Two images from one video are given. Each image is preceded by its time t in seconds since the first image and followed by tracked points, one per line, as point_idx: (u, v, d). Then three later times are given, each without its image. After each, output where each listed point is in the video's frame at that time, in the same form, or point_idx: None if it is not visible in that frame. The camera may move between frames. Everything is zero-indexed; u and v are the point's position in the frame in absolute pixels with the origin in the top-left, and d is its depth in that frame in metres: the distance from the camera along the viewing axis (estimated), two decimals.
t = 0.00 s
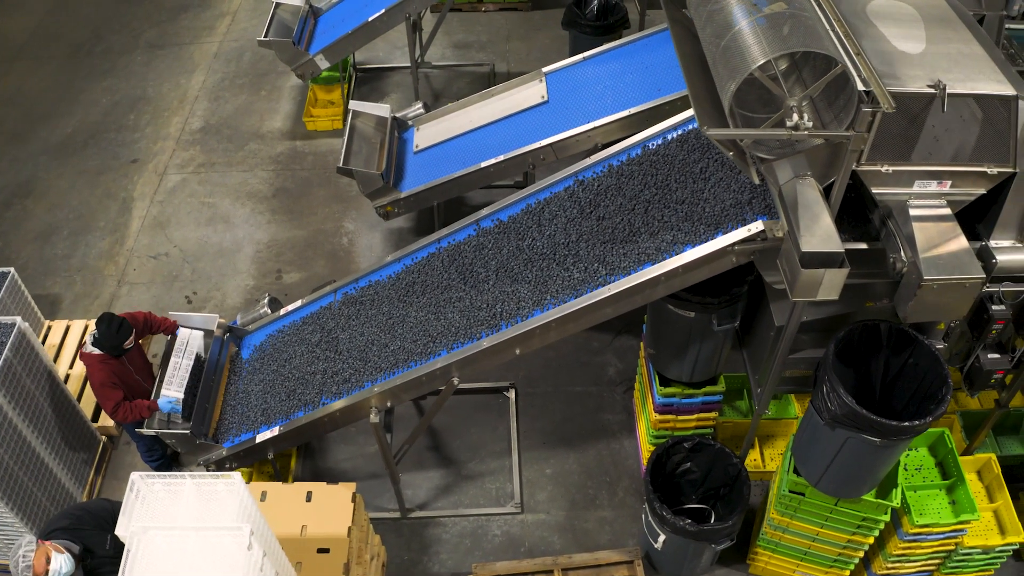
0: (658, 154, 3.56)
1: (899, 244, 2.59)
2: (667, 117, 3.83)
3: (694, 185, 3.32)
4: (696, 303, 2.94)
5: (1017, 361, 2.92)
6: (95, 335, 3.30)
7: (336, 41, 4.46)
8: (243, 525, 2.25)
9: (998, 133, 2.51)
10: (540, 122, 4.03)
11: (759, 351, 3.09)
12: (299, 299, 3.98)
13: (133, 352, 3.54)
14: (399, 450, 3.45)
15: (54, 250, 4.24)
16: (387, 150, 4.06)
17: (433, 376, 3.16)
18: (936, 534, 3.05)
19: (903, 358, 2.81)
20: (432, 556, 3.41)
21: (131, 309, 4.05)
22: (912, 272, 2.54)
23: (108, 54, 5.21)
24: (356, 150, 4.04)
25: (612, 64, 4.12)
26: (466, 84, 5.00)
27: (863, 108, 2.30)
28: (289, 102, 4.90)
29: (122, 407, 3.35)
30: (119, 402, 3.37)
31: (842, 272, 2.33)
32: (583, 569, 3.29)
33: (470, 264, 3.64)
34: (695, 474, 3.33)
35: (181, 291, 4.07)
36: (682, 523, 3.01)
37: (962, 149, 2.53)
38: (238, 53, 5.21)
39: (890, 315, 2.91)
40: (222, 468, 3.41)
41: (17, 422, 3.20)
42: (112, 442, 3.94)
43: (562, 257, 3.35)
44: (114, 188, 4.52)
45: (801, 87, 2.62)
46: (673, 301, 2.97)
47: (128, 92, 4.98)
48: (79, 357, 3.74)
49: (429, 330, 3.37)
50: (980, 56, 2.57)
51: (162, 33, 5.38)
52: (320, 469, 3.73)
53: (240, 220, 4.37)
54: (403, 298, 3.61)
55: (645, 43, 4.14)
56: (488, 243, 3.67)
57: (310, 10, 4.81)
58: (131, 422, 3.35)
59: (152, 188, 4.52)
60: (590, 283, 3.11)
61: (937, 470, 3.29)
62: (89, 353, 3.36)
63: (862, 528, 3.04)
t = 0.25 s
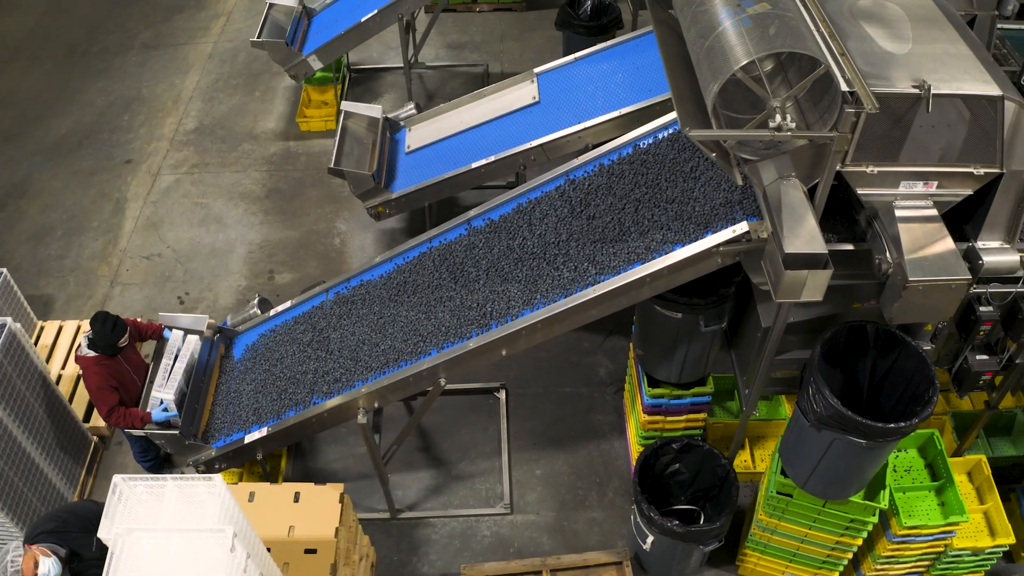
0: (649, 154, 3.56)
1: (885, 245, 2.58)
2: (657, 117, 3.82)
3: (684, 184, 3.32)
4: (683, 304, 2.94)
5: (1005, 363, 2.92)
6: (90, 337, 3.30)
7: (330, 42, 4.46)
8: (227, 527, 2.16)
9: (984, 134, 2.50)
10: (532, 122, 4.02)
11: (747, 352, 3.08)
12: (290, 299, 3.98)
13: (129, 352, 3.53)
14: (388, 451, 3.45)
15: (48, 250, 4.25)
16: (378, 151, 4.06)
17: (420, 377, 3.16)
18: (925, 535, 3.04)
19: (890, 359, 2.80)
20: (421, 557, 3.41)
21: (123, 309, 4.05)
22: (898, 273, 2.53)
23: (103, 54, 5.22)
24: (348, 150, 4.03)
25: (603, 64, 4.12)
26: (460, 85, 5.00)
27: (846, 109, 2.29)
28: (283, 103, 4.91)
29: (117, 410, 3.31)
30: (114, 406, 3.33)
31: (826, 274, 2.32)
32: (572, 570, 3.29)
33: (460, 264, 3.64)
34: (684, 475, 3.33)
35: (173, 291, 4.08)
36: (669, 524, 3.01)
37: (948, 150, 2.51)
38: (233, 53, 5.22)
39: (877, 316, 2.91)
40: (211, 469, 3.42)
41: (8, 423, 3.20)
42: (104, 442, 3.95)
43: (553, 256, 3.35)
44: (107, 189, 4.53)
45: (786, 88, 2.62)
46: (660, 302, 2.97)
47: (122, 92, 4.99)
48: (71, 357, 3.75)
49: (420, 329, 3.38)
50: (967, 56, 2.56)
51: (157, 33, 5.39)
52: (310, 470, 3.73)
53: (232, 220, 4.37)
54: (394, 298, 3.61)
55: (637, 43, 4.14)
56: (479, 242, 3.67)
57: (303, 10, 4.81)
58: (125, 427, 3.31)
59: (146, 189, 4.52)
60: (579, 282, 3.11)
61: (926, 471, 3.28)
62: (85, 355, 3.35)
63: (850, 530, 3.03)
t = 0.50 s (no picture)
0: (640, 153, 3.55)
1: (870, 246, 2.58)
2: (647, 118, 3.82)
3: (674, 183, 3.32)
4: (670, 305, 2.94)
5: (993, 364, 2.91)
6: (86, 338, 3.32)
7: (322, 43, 4.46)
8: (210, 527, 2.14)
9: (968, 135, 2.50)
10: (523, 123, 4.02)
11: (735, 354, 3.07)
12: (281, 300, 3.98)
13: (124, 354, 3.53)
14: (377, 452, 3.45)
15: (41, 251, 4.26)
16: (370, 152, 4.06)
17: (406, 378, 3.16)
18: (913, 537, 3.03)
19: (877, 360, 2.79)
20: (410, 558, 3.41)
21: (116, 310, 4.06)
22: (882, 274, 2.52)
23: (98, 56, 5.24)
24: (339, 151, 4.04)
25: (595, 65, 4.12)
26: (453, 86, 4.99)
27: (829, 109, 2.28)
28: (276, 104, 4.92)
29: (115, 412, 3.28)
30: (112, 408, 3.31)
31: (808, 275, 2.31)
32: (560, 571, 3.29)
33: (451, 263, 3.64)
34: (673, 476, 3.32)
35: (165, 292, 4.09)
36: (657, 525, 3.00)
37: (933, 151, 2.50)
38: (227, 54, 5.23)
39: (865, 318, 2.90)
40: (200, 469, 3.43)
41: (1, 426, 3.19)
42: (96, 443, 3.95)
43: (543, 255, 3.35)
44: (101, 190, 4.54)
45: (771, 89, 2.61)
46: (647, 303, 2.97)
47: (116, 94, 4.99)
48: (64, 357, 3.75)
49: (410, 329, 3.38)
50: (953, 57, 2.55)
51: (152, 34, 5.40)
52: (300, 471, 3.74)
53: (225, 221, 4.38)
54: (385, 298, 3.61)
55: (628, 45, 4.14)
56: (470, 242, 3.67)
57: (297, 11, 4.82)
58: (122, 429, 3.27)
59: (139, 190, 4.53)
60: (569, 281, 3.11)
61: (916, 473, 3.27)
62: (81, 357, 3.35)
63: (838, 531, 3.03)
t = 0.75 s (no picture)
0: (630, 152, 3.55)
1: (855, 246, 2.57)
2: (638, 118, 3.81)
3: (664, 182, 3.32)
4: (656, 305, 2.93)
5: (981, 365, 2.90)
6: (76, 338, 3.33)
7: (315, 43, 4.46)
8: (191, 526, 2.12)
9: (953, 135, 2.49)
10: (514, 123, 4.02)
11: (722, 354, 3.07)
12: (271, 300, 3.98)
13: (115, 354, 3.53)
14: (366, 452, 3.45)
15: (34, 252, 4.27)
16: (360, 152, 4.06)
17: (393, 379, 3.17)
18: (902, 538, 3.02)
19: (864, 361, 2.78)
20: (399, 558, 3.41)
21: (108, 310, 4.07)
22: (867, 275, 2.51)
23: (93, 56, 5.25)
24: (331, 151, 4.04)
25: (585, 66, 4.11)
26: (447, 86, 4.99)
27: (811, 109, 2.28)
28: (270, 104, 4.92)
29: (106, 410, 3.28)
30: (104, 406, 3.30)
31: (790, 275, 2.30)
32: (548, 571, 3.29)
33: (441, 262, 3.64)
34: (661, 477, 3.32)
35: (157, 293, 4.09)
36: (643, 526, 2.99)
37: (918, 151, 2.49)
38: (221, 55, 5.24)
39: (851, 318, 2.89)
40: (189, 469, 3.43)
41: None
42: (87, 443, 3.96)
43: (532, 254, 3.35)
44: (94, 191, 4.54)
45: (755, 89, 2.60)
46: (633, 304, 2.96)
47: (110, 94, 5.01)
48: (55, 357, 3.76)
49: (400, 328, 3.38)
50: (938, 56, 2.54)
51: (147, 35, 5.41)
52: (290, 471, 3.74)
53: (217, 222, 4.38)
54: (375, 297, 3.61)
55: (618, 45, 4.14)
56: (460, 241, 3.67)
57: (290, 12, 4.82)
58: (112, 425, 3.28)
59: (132, 191, 4.54)
60: (558, 280, 3.11)
61: (904, 474, 3.26)
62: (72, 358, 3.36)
63: (825, 533, 3.02)
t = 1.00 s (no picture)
0: (619, 150, 3.56)
1: (839, 246, 2.56)
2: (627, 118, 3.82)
3: (652, 180, 3.33)
4: (642, 305, 2.93)
5: (967, 365, 2.89)
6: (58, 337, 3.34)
7: (307, 44, 4.47)
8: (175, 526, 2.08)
9: (936, 135, 2.48)
10: (504, 123, 4.03)
11: (708, 354, 3.06)
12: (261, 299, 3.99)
13: (100, 352, 3.55)
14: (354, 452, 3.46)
15: (27, 252, 4.28)
16: (351, 153, 4.06)
17: (379, 379, 3.17)
18: (889, 539, 3.01)
19: (850, 360, 2.78)
20: (387, 558, 3.41)
21: (100, 310, 4.08)
22: (850, 274, 2.50)
23: (87, 57, 5.26)
24: (321, 151, 4.05)
25: (576, 66, 4.12)
26: (440, 86, 5.00)
27: (791, 108, 2.27)
28: (263, 105, 4.93)
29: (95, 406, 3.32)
30: (91, 402, 3.33)
31: (772, 275, 2.30)
32: (536, 571, 3.29)
33: (431, 261, 3.64)
34: (649, 477, 3.31)
35: (149, 293, 4.10)
36: (630, 526, 2.99)
37: (901, 150, 2.48)
38: (215, 55, 5.25)
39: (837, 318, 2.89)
40: (178, 469, 3.44)
41: None
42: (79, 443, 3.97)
43: (521, 252, 3.35)
44: (88, 191, 4.55)
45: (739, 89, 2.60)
46: (619, 304, 2.96)
47: (105, 95, 5.02)
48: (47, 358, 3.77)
49: (390, 326, 3.39)
50: (922, 56, 2.53)
51: (141, 36, 5.42)
52: (280, 471, 3.75)
53: (209, 222, 4.39)
54: (366, 295, 3.62)
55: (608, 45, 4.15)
56: (450, 239, 3.68)
57: (283, 13, 4.83)
58: (103, 420, 3.31)
59: (125, 191, 4.55)
60: (546, 278, 3.12)
61: (893, 474, 3.25)
62: (57, 357, 3.38)
63: (813, 533, 3.01)
